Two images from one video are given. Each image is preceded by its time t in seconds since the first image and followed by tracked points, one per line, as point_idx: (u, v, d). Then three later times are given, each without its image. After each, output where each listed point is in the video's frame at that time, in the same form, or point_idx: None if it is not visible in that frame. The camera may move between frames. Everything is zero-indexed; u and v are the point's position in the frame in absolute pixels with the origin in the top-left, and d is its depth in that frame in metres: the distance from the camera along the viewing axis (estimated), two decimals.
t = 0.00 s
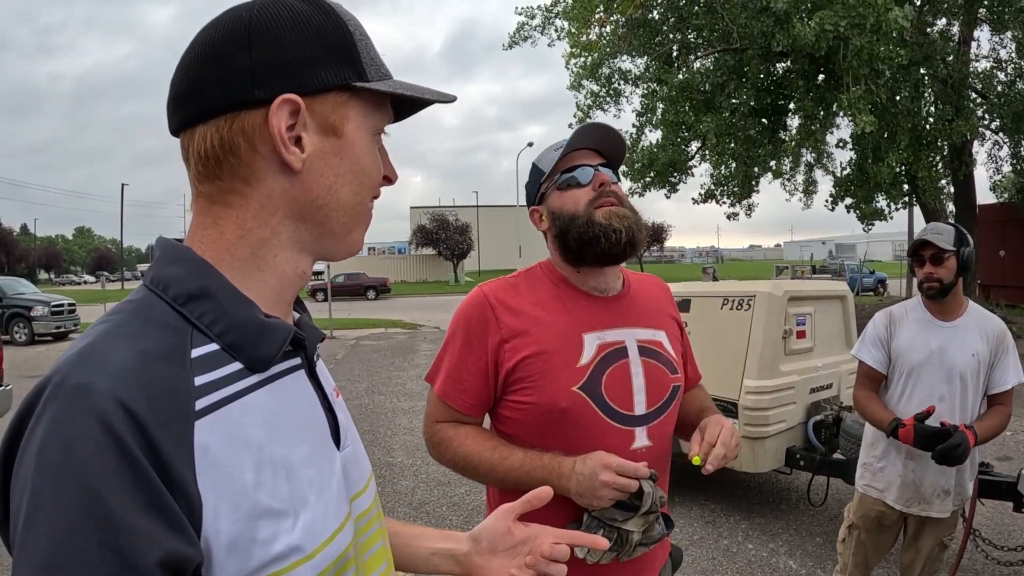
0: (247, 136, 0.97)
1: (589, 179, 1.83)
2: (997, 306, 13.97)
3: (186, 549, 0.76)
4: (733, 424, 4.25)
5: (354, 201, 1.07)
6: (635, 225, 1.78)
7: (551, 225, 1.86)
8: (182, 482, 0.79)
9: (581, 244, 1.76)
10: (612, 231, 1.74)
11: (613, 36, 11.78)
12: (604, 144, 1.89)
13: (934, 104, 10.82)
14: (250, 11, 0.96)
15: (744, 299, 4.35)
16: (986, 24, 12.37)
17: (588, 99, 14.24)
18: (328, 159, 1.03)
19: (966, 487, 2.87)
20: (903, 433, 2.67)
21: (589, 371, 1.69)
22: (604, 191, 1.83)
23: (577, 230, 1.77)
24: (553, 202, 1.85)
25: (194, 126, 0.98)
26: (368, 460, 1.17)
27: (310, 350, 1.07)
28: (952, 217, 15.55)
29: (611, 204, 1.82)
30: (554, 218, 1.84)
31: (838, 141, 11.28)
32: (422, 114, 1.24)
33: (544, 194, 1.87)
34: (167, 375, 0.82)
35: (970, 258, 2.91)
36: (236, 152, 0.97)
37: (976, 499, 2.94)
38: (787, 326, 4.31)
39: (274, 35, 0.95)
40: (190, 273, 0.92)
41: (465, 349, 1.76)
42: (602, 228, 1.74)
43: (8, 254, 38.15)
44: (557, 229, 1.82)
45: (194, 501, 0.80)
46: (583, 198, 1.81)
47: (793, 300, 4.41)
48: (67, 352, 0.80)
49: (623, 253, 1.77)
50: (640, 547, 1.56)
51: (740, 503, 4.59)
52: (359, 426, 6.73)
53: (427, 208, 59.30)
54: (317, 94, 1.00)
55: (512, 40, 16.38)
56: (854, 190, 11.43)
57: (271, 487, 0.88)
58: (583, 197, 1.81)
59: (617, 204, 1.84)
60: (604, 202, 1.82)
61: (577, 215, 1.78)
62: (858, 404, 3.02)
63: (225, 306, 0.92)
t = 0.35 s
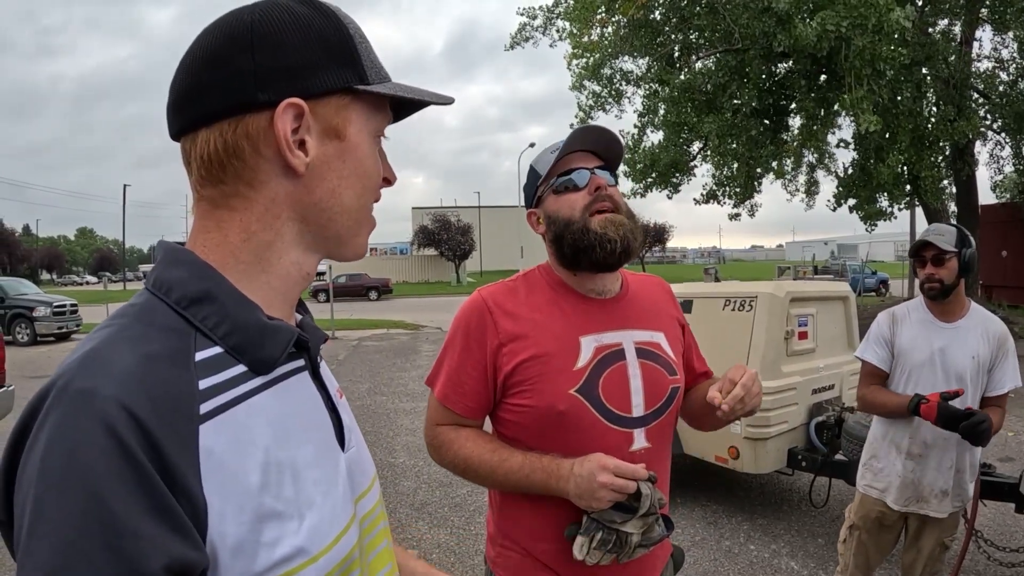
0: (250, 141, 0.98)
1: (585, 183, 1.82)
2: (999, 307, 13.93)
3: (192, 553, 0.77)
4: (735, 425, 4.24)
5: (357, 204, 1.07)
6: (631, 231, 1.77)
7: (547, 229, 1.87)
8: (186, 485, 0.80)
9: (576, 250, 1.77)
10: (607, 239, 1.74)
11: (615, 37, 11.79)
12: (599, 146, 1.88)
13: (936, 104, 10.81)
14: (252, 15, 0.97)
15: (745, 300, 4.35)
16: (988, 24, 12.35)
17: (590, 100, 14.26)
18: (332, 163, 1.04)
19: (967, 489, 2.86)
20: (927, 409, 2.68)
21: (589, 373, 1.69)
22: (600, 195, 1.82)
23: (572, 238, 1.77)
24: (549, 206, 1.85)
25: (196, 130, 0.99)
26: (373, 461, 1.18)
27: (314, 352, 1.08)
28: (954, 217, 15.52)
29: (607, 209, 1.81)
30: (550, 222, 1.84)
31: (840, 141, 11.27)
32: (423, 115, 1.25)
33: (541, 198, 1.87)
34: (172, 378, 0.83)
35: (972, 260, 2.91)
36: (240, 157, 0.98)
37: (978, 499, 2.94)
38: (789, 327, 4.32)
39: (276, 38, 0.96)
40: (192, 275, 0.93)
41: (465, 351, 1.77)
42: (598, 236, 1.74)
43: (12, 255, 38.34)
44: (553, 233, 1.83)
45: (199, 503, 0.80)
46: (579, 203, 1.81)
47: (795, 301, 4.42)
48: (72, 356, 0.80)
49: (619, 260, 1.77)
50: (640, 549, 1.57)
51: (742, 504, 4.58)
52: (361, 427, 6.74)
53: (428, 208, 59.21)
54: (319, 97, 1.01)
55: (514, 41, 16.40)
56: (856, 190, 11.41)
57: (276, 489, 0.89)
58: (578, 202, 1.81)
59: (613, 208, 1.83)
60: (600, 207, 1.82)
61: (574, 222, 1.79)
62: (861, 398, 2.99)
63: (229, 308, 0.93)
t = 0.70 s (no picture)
0: (250, 151, 0.99)
1: (582, 193, 1.83)
2: (1001, 307, 13.87)
3: (193, 556, 0.78)
4: (737, 427, 4.24)
5: (356, 214, 1.08)
6: (626, 243, 1.77)
7: (544, 236, 1.88)
8: (187, 488, 0.80)
9: (572, 261, 1.77)
10: (602, 250, 1.74)
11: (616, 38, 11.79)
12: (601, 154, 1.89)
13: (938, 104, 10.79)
14: (252, 25, 0.98)
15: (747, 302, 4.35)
16: (990, 23, 12.34)
17: (592, 100, 14.26)
18: (333, 173, 1.05)
19: (968, 489, 2.86)
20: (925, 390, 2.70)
21: (588, 378, 1.70)
22: (597, 205, 1.82)
23: (568, 247, 1.78)
24: (546, 213, 1.86)
25: (197, 141, 1.00)
26: (373, 466, 1.19)
27: (315, 357, 1.09)
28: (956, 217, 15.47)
29: (603, 219, 1.81)
30: (547, 229, 1.85)
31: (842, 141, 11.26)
32: (424, 123, 1.26)
33: (538, 204, 1.88)
34: (174, 383, 0.84)
35: (971, 261, 2.91)
36: (240, 167, 0.99)
37: (979, 500, 2.94)
38: (790, 328, 4.33)
39: (276, 49, 0.97)
40: (193, 282, 0.94)
41: (463, 355, 1.77)
42: (593, 247, 1.74)
43: (15, 255, 38.47)
44: (549, 241, 1.84)
45: (200, 507, 0.81)
46: (576, 212, 1.81)
47: (797, 303, 4.42)
48: (74, 361, 0.81)
49: (613, 271, 1.77)
50: (640, 551, 1.57)
51: (743, 505, 4.59)
52: (363, 428, 6.75)
53: (429, 208, 59.28)
54: (320, 108, 1.02)
55: (515, 41, 16.42)
56: (858, 190, 11.39)
57: (277, 493, 0.90)
58: (575, 212, 1.81)
59: (612, 219, 1.83)
60: (596, 217, 1.82)
61: (570, 231, 1.80)
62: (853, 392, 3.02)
63: (230, 315, 0.94)
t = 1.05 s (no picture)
0: (248, 153, 0.99)
1: (594, 196, 1.82)
2: (1004, 307, 13.80)
3: (190, 556, 0.78)
4: (737, 427, 4.24)
5: (353, 215, 1.08)
6: (631, 254, 1.77)
7: (548, 231, 1.87)
8: (184, 488, 0.80)
9: (573, 264, 1.77)
10: (605, 258, 1.73)
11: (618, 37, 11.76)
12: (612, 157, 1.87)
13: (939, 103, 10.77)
14: (250, 26, 0.98)
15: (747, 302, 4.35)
16: (992, 22, 12.30)
17: (593, 100, 14.26)
18: (330, 175, 1.05)
19: (966, 490, 2.85)
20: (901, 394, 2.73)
21: (585, 377, 1.70)
22: (607, 212, 1.83)
23: (572, 248, 1.78)
24: (554, 209, 1.85)
25: (195, 141, 1.00)
26: (367, 467, 1.19)
27: (310, 357, 1.09)
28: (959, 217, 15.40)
29: (611, 226, 1.81)
30: (553, 226, 1.85)
31: (843, 141, 11.23)
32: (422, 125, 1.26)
33: (546, 198, 1.87)
34: (172, 383, 0.84)
35: (966, 260, 2.89)
36: (237, 169, 0.99)
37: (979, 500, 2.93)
38: (791, 328, 4.32)
39: (274, 51, 0.97)
40: (190, 282, 0.93)
41: (460, 355, 1.77)
42: (597, 253, 1.74)
43: (17, 255, 38.52)
44: (553, 239, 1.83)
45: (197, 508, 0.81)
46: (586, 215, 1.81)
47: (797, 302, 4.41)
48: (70, 360, 0.81)
49: (613, 280, 1.77)
50: (638, 552, 1.56)
51: (744, 505, 4.58)
52: (364, 427, 6.76)
53: (431, 208, 59.24)
54: (318, 110, 1.02)
55: (517, 41, 16.41)
56: (860, 190, 11.36)
57: (274, 493, 0.90)
58: (584, 215, 1.81)
59: (618, 226, 1.83)
60: (604, 222, 1.81)
61: (575, 233, 1.79)
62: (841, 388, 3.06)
63: (227, 315, 0.94)
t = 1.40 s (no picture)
0: (241, 151, 0.98)
1: (600, 196, 1.81)
2: (1006, 307, 13.76)
3: (182, 558, 0.77)
4: (739, 427, 4.22)
5: (350, 213, 1.07)
6: (634, 258, 1.76)
7: (551, 230, 1.86)
8: (177, 489, 0.79)
9: (575, 265, 1.75)
10: (608, 261, 1.72)
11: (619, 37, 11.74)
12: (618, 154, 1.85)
13: (941, 102, 10.75)
14: (243, 22, 0.97)
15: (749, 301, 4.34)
16: (994, 21, 12.28)
17: (595, 100, 14.23)
18: (325, 173, 1.04)
19: (968, 488, 2.82)
20: (913, 381, 2.72)
21: (582, 377, 1.69)
22: (611, 213, 1.81)
23: (574, 249, 1.77)
24: (557, 207, 1.84)
25: (189, 140, 0.99)
26: (364, 468, 1.18)
27: (306, 357, 1.08)
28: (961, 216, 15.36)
29: (615, 229, 1.80)
30: (555, 225, 1.84)
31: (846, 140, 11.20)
32: (420, 121, 1.24)
33: (550, 194, 1.85)
34: (165, 382, 0.83)
35: (965, 257, 2.87)
36: (231, 168, 0.98)
37: (983, 499, 2.91)
38: (793, 327, 4.30)
39: (269, 46, 0.96)
40: (185, 281, 0.92)
41: (459, 356, 1.76)
42: (599, 256, 1.72)
43: (19, 256, 38.58)
44: (556, 239, 1.82)
45: (190, 508, 0.80)
46: (589, 215, 1.79)
47: (799, 302, 4.40)
48: (63, 360, 0.79)
49: (616, 284, 1.75)
50: (637, 554, 1.55)
51: (747, 505, 4.57)
52: (365, 428, 6.75)
53: (432, 208, 59.34)
54: (313, 108, 1.01)
55: (518, 41, 16.41)
56: (863, 189, 11.34)
57: (267, 494, 0.89)
58: (587, 215, 1.80)
59: (621, 228, 1.82)
60: (608, 224, 1.80)
61: (578, 232, 1.78)
62: (839, 384, 3.04)
63: (221, 314, 0.93)
